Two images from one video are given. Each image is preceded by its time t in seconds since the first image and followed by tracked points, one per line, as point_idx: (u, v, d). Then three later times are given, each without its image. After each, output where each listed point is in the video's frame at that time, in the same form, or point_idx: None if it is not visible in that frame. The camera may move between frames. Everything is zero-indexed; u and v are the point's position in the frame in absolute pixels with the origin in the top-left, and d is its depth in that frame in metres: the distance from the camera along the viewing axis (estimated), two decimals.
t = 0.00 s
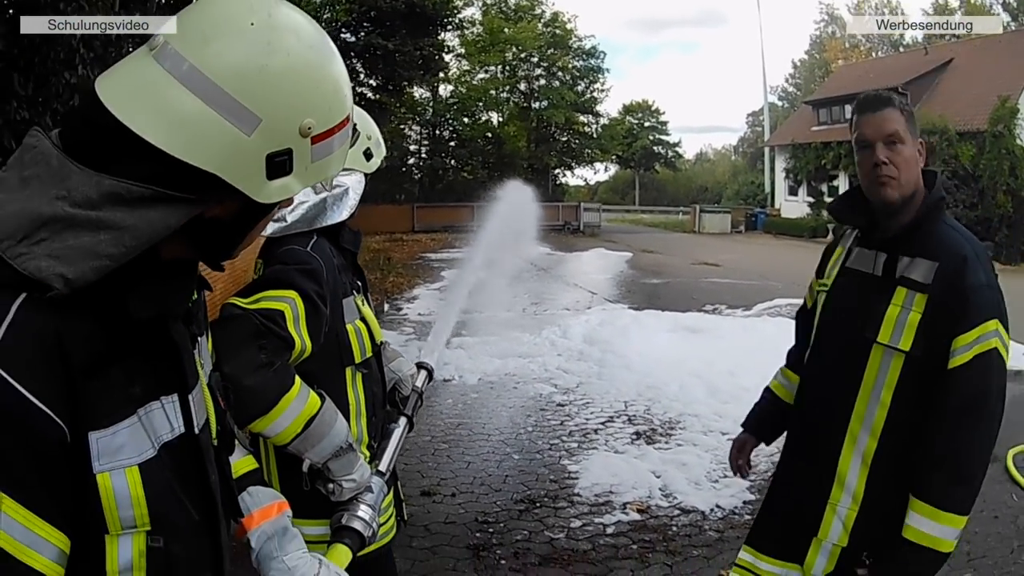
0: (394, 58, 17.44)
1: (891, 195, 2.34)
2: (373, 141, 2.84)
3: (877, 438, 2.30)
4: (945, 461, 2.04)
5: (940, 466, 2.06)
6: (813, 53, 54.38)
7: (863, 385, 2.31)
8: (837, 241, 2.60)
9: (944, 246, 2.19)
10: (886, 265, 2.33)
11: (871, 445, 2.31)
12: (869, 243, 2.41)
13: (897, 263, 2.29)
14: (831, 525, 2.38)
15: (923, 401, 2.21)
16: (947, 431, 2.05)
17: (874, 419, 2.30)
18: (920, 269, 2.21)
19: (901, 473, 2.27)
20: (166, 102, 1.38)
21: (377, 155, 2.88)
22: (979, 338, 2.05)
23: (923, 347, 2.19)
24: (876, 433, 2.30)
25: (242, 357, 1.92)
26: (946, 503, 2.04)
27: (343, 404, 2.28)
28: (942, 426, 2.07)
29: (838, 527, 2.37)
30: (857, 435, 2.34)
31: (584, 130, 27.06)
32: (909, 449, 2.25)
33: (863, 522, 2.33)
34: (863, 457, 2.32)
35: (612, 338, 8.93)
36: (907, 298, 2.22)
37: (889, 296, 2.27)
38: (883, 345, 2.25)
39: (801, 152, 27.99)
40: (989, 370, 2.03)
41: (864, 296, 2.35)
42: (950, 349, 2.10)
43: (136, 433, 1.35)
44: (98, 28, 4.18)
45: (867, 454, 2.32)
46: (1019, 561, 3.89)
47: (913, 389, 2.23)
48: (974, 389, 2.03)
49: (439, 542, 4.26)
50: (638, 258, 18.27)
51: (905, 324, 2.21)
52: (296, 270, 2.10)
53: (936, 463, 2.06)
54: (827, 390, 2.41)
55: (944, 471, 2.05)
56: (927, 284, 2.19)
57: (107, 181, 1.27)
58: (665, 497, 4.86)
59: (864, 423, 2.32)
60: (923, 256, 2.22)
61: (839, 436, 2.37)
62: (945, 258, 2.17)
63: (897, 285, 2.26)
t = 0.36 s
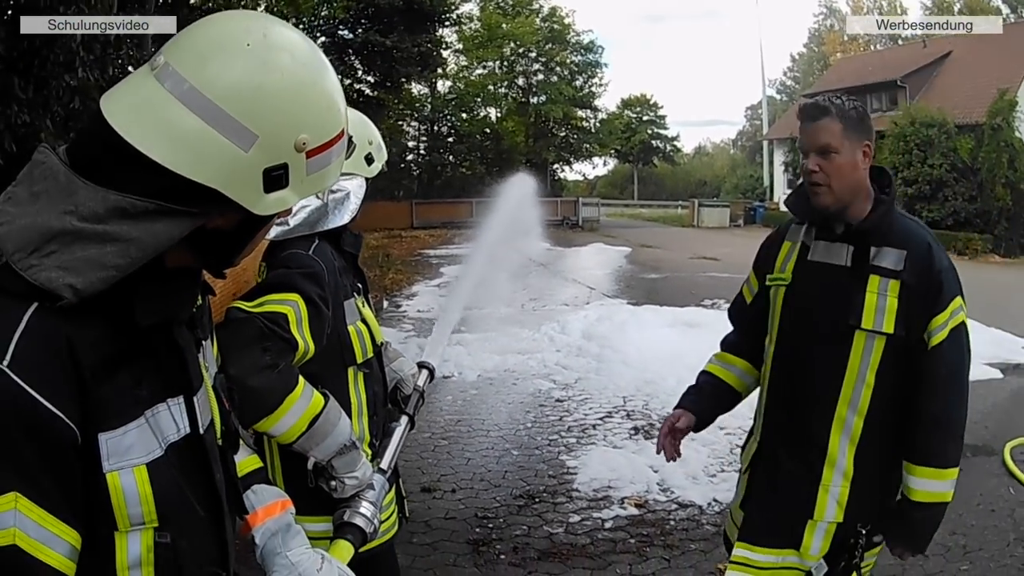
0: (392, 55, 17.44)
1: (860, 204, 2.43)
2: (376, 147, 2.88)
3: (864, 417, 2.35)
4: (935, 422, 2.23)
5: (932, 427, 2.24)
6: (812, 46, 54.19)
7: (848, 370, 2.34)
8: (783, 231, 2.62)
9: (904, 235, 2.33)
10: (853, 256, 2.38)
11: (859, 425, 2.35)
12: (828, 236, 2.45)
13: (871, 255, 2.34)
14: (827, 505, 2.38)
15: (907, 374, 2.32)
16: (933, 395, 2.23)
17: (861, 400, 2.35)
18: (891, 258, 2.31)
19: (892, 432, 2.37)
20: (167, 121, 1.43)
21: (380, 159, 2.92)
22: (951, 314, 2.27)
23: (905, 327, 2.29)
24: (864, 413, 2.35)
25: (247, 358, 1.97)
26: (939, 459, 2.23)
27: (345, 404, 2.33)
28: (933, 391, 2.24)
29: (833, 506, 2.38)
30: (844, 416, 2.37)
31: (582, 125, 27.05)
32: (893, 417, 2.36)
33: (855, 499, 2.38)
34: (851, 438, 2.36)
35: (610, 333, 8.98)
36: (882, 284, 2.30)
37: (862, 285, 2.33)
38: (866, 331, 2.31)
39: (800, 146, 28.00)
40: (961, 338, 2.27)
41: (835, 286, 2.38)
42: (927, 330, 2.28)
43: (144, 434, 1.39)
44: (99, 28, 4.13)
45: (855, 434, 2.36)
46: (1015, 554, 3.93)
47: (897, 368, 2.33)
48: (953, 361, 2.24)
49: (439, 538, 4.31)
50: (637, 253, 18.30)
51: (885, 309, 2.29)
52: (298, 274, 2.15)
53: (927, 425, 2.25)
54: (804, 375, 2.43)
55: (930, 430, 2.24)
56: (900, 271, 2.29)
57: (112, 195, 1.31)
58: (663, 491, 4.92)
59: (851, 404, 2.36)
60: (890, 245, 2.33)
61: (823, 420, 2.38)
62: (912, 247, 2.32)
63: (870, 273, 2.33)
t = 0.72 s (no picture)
0: (370, 71, 17.49)
1: (813, 219, 2.49)
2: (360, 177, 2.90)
3: (842, 419, 2.39)
4: (903, 410, 2.33)
5: (896, 417, 2.34)
6: (784, 61, 55.08)
7: (823, 379, 2.38)
8: (730, 254, 2.63)
9: (857, 248, 2.42)
10: (815, 272, 2.43)
11: (837, 427, 2.39)
12: (785, 254, 2.48)
13: (836, 268, 2.40)
14: (816, 502, 2.38)
15: (877, 378, 2.38)
16: (897, 391, 2.34)
17: (838, 403, 2.39)
18: (848, 269, 2.39)
19: (865, 434, 2.42)
20: (154, 146, 1.42)
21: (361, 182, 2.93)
22: (904, 315, 2.39)
23: (872, 332, 2.37)
24: (840, 416, 2.39)
25: (238, 383, 1.96)
26: (905, 444, 2.33)
27: (335, 426, 2.32)
28: (891, 385, 2.35)
29: (821, 503, 2.38)
30: (824, 419, 2.39)
31: (559, 140, 27.26)
32: (869, 418, 2.42)
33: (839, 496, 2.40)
34: (830, 440, 2.39)
35: (591, 348, 9.01)
36: (845, 295, 2.37)
37: (827, 298, 2.39)
38: (837, 340, 2.35)
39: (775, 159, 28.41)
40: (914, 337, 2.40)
41: (802, 302, 2.42)
42: (888, 332, 2.39)
43: (140, 461, 1.37)
44: (97, 28, 4.25)
45: (834, 436, 2.39)
46: (1001, 560, 3.99)
47: (865, 371, 2.40)
48: (911, 356, 2.36)
49: (426, 555, 4.29)
50: (616, 267, 18.41)
51: (852, 319, 2.35)
52: (285, 297, 2.14)
53: (888, 415, 2.35)
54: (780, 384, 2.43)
55: (901, 421, 2.33)
56: (861, 281, 2.38)
57: (104, 223, 1.30)
58: (647, 505, 4.93)
59: (829, 406, 2.39)
60: (847, 257, 2.41)
61: (807, 426, 2.39)
62: (868, 257, 2.41)
63: (834, 286, 2.39)
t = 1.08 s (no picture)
0: (362, 71, 17.49)
1: (803, 213, 2.51)
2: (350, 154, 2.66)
3: (836, 409, 2.42)
4: (896, 395, 2.37)
5: (889, 402, 2.38)
6: (775, 60, 55.35)
7: (820, 369, 2.41)
8: (720, 247, 2.63)
9: (846, 241, 2.45)
10: (808, 264, 2.45)
11: (831, 416, 2.42)
12: (779, 247, 2.48)
13: (828, 261, 2.43)
14: (815, 488, 2.40)
15: (867, 368, 2.43)
16: (891, 375, 2.38)
17: (832, 391, 2.41)
18: (841, 261, 2.43)
19: (856, 421, 2.47)
20: (159, 132, 1.42)
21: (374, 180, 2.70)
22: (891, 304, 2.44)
23: (865, 321, 2.41)
24: (834, 406, 2.42)
25: (238, 376, 1.97)
26: (892, 428, 2.37)
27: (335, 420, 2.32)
28: (881, 370, 2.39)
29: (820, 489, 2.41)
30: (819, 409, 2.42)
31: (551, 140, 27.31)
32: (860, 405, 2.46)
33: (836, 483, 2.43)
34: (825, 429, 2.42)
35: (585, 347, 9.03)
36: (838, 287, 2.41)
37: (822, 289, 2.41)
38: (831, 331, 2.38)
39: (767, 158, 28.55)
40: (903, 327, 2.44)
41: (796, 294, 2.43)
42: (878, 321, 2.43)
43: (143, 450, 1.37)
44: (96, 28, 4.26)
45: (828, 426, 2.43)
46: (997, 555, 4.02)
47: (858, 360, 2.44)
48: (900, 343, 2.41)
49: (425, 553, 4.29)
50: (609, 266, 18.45)
51: (846, 309, 2.39)
52: (280, 290, 2.14)
53: (882, 399, 2.38)
54: (775, 373, 2.43)
55: (895, 405, 2.37)
56: (852, 272, 2.42)
57: (107, 208, 1.31)
58: (644, 502, 4.94)
59: (825, 396, 2.41)
60: (838, 250, 2.44)
61: (805, 415, 2.41)
62: (855, 250, 2.45)
63: (827, 277, 2.42)
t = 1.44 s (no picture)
0: (365, 65, 17.46)
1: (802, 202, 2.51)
2: (361, 150, 2.63)
3: (841, 398, 2.42)
4: (900, 382, 2.37)
5: (894, 388, 2.38)
6: (778, 53, 55.19)
7: (824, 359, 2.40)
8: (718, 240, 2.61)
9: (846, 231, 2.45)
10: (809, 254, 2.44)
11: (837, 405, 2.42)
12: (779, 238, 2.46)
13: (829, 250, 2.42)
14: (822, 478, 2.40)
15: (869, 357, 2.43)
16: (895, 361, 2.38)
17: (837, 380, 2.41)
18: (842, 251, 2.42)
19: (859, 408, 2.47)
20: (154, 118, 1.41)
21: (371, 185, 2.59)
22: (892, 292, 2.44)
23: (866, 310, 2.41)
24: (839, 395, 2.42)
25: (242, 369, 1.96)
26: (896, 416, 2.37)
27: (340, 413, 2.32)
28: (885, 358, 2.39)
29: (827, 478, 2.41)
30: (825, 398, 2.41)
31: (554, 134, 27.28)
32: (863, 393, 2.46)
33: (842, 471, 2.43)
34: (830, 417, 2.42)
35: (590, 341, 9.03)
36: (839, 277, 2.40)
37: (824, 279, 2.40)
38: (835, 320, 2.37)
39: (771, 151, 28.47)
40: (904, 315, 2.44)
41: (798, 283, 2.42)
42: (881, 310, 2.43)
43: (146, 435, 1.37)
44: (99, 29, 4.31)
45: (833, 415, 2.42)
46: (1003, 547, 4.02)
47: (861, 349, 2.44)
48: (902, 330, 2.41)
49: (432, 547, 4.30)
50: (612, 260, 18.44)
51: (848, 298, 2.38)
52: (282, 284, 2.14)
53: (887, 387, 2.38)
54: (778, 361, 2.42)
55: (899, 390, 2.38)
56: (853, 262, 2.41)
57: (104, 191, 1.31)
58: (650, 495, 4.94)
59: (829, 385, 2.41)
60: (838, 240, 2.43)
61: (810, 403, 2.40)
62: (856, 240, 2.44)
63: (828, 267, 2.41)
